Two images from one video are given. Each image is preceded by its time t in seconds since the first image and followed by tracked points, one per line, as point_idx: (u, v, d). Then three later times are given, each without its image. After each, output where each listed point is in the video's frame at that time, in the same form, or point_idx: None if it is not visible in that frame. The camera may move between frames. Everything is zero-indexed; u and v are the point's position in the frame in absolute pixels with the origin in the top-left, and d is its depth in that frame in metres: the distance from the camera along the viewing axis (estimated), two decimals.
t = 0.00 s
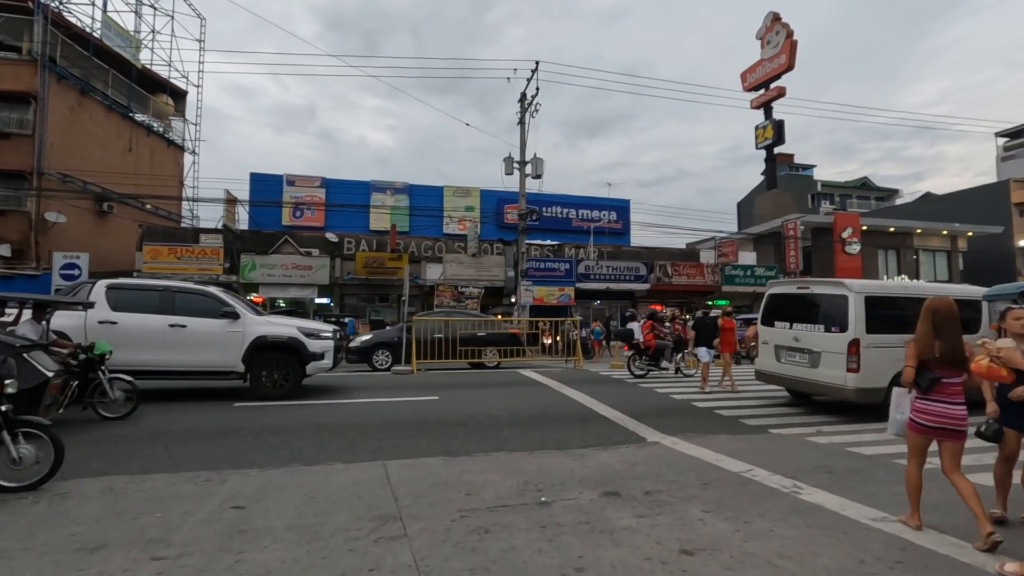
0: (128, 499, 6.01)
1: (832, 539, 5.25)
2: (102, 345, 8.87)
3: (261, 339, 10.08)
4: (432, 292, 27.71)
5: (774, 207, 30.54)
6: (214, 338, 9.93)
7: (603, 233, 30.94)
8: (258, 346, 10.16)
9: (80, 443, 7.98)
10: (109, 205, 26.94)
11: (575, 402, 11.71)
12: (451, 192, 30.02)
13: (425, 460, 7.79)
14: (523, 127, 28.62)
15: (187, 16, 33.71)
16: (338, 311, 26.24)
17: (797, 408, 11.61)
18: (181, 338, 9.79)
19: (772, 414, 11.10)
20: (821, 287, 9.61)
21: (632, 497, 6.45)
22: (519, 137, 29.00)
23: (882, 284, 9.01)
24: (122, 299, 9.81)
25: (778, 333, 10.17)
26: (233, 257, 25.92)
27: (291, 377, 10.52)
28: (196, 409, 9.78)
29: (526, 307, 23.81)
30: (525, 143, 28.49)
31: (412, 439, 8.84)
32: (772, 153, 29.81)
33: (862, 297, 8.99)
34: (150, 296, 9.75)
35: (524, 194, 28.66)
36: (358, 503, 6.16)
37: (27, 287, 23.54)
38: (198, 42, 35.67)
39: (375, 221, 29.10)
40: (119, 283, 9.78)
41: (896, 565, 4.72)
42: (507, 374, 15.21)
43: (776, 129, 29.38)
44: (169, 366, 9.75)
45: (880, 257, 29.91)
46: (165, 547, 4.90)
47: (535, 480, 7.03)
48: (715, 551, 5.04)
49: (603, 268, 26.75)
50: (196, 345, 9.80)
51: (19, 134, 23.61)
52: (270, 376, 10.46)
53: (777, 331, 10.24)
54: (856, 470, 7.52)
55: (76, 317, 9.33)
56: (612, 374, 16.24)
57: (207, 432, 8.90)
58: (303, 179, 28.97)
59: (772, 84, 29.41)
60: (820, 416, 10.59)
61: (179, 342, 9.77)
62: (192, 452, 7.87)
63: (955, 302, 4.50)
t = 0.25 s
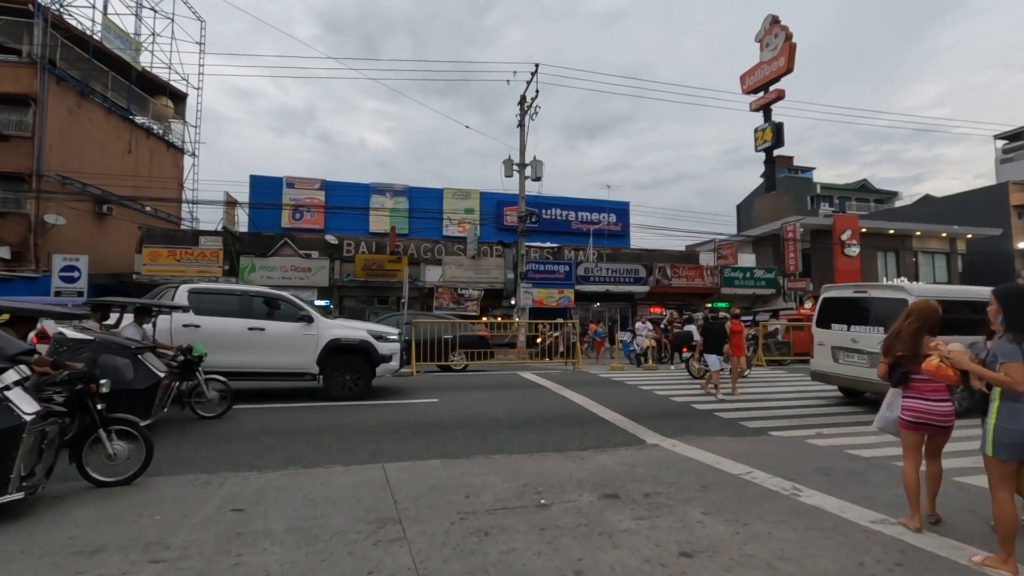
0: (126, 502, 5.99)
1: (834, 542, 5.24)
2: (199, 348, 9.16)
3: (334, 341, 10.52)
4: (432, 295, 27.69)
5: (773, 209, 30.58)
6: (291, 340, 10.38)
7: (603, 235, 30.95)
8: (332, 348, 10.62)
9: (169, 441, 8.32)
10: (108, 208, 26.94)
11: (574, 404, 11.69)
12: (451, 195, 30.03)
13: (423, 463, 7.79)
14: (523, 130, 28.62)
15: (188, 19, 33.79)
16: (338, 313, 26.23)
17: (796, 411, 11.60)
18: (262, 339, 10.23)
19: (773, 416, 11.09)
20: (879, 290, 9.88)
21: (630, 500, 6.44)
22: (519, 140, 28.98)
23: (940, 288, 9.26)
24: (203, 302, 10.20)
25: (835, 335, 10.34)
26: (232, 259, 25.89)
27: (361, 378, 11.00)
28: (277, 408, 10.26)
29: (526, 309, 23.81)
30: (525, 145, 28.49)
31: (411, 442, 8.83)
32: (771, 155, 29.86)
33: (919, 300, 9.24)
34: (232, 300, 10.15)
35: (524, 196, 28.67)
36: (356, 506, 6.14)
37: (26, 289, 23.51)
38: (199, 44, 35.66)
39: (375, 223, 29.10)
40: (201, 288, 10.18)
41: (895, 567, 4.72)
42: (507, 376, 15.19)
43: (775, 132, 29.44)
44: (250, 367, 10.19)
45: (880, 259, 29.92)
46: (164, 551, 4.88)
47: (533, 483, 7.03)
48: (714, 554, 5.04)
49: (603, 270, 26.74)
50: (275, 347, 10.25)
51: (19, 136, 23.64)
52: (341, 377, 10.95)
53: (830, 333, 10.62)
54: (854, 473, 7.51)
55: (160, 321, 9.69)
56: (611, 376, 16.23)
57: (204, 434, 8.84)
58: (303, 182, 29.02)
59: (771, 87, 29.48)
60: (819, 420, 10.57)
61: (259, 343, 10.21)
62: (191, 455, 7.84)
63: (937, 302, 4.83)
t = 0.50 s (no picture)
0: (128, 504, 5.97)
1: (836, 545, 5.21)
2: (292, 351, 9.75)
3: (406, 344, 11.05)
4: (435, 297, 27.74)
5: (776, 211, 30.54)
6: (366, 342, 10.92)
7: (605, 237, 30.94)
8: (403, 351, 11.12)
9: (250, 437, 8.79)
10: (112, 210, 27.07)
11: (575, 406, 11.68)
12: (453, 197, 30.08)
13: (425, 465, 7.78)
14: (525, 132, 28.65)
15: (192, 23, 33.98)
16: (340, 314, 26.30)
17: (798, 413, 11.58)
18: (338, 342, 10.78)
19: (774, 418, 11.07)
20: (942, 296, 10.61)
21: (631, 502, 6.42)
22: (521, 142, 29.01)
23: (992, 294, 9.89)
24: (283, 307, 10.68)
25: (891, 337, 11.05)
26: (235, 261, 25.97)
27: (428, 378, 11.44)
28: (351, 407, 10.79)
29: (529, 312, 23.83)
30: (527, 147, 28.52)
31: (413, 444, 8.83)
32: (774, 157, 29.83)
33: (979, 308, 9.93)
34: (309, 305, 10.67)
35: (526, 198, 28.69)
36: (358, 507, 6.14)
37: (31, 292, 23.57)
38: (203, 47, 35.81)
39: (377, 225, 29.17)
40: (280, 292, 10.66)
41: (897, 569, 4.70)
42: (508, 379, 15.21)
43: (778, 133, 29.41)
44: (326, 368, 10.74)
45: (883, 261, 29.87)
46: (166, 551, 4.85)
47: (535, 485, 7.02)
48: (716, 556, 5.02)
49: (605, 273, 26.72)
50: (355, 349, 10.77)
51: (24, 139, 23.80)
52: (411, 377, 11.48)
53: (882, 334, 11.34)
54: (855, 475, 7.49)
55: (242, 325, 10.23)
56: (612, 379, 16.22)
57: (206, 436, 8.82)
58: (306, 184, 29.12)
59: (774, 89, 29.45)
60: (821, 423, 10.56)
61: (335, 345, 10.74)
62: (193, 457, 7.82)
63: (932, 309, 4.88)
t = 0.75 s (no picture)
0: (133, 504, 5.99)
1: (839, 546, 5.20)
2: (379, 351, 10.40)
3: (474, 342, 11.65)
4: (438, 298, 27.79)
5: (780, 211, 30.49)
6: (435, 342, 11.53)
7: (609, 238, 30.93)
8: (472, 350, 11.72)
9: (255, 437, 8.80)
10: (117, 211, 27.19)
11: (578, 407, 11.69)
12: (456, 198, 30.11)
13: (428, 466, 7.80)
14: (528, 132, 28.65)
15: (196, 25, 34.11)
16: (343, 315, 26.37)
17: (801, 414, 11.57)
18: (409, 341, 11.41)
19: (778, 419, 11.05)
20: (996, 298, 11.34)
21: (634, 503, 6.43)
22: (524, 142, 29.02)
23: None
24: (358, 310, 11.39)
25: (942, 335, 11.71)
26: (239, 262, 26.04)
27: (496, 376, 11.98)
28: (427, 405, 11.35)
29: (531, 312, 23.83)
30: (530, 148, 28.52)
31: (416, 445, 8.84)
32: (778, 157, 29.76)
33: None
34: (381, 306, 11.32)
35: (529, 199, 28.70)
36: (362, 508, 6.17)
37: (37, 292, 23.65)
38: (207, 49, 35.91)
39: (380, 226, 29.22)
40: (355, 295, 11.40)
41: (900, 571, 4.70)
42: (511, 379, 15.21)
43: (781, 134, 29.36)
44: (399, 366, 11.38)
45: (888, 262, 29.79)
46: (172, 550, 4.86)
47: (539, 485, 7.03)
48: (719, 557, 5.03)
49: (609, 273, 26.71)
50: (426, 348, 11.38)
51: (29, 141, 23.92)
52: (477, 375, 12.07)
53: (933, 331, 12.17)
54: (858, 476, 7.49)
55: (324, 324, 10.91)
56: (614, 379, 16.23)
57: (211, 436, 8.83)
58: (309, 185, 29.21)
59: (778, 89, 29.40)
60: (824, 424, 10.54)
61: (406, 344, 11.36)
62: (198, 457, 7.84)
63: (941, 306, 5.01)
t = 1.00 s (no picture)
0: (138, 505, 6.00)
1: (842, 547, 5.19)
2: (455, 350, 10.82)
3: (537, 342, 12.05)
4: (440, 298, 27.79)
5: (782, 211, 30.48)
6: (499, 342, 11.95)
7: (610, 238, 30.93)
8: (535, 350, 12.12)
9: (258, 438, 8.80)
10: (119, 212, 27.24)
11: (580, 407, 11.69)
12: (458, 198, 30.13)
13: (430, 466, 7.81)
14: (530, 133, 28.64)
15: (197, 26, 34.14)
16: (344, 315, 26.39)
17: (803, 414, 11.56)
18: (475, 342, 11.85)
19: (779, 419, 11.06)
20: None
21: (635, 504, 6.43)
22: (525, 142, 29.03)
23: None
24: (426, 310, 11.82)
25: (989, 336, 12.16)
26: (241, 262, 26.05)
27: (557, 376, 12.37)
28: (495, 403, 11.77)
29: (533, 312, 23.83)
30: (531, 148, 28.53)
31: (419, 445, 8.85)
32: (779, 157, 29.76)
33: None
34: (448, 306, 11.75)
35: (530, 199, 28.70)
36: (364, 508, 6.18)
37: (39, 293, 23.64)
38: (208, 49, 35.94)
39: (382, 226, 29.24)
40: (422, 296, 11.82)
41: (903, 572, 4.70)
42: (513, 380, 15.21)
43: (783, 133, 29.35)
44: (466, 366, 11.84)
45: (890, 261, 29.76)
46: (175, 550, 4.87)
47: (541, 486, 7.04)
48: (721, 557, 5.03)
49: (611, 273, 26.70)
50: (491, 348, 11.80)
51: (32, 141, 23.96)
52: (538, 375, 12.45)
53: (978, 335, 12.71)
54: (861, 477, 7.49)
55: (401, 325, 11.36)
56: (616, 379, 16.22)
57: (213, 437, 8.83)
58: (311, 186, 29.25)
59: (779, 89, 29.39)
60: (826, 424, 10.55)
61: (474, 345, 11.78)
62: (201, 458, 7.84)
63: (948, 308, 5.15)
